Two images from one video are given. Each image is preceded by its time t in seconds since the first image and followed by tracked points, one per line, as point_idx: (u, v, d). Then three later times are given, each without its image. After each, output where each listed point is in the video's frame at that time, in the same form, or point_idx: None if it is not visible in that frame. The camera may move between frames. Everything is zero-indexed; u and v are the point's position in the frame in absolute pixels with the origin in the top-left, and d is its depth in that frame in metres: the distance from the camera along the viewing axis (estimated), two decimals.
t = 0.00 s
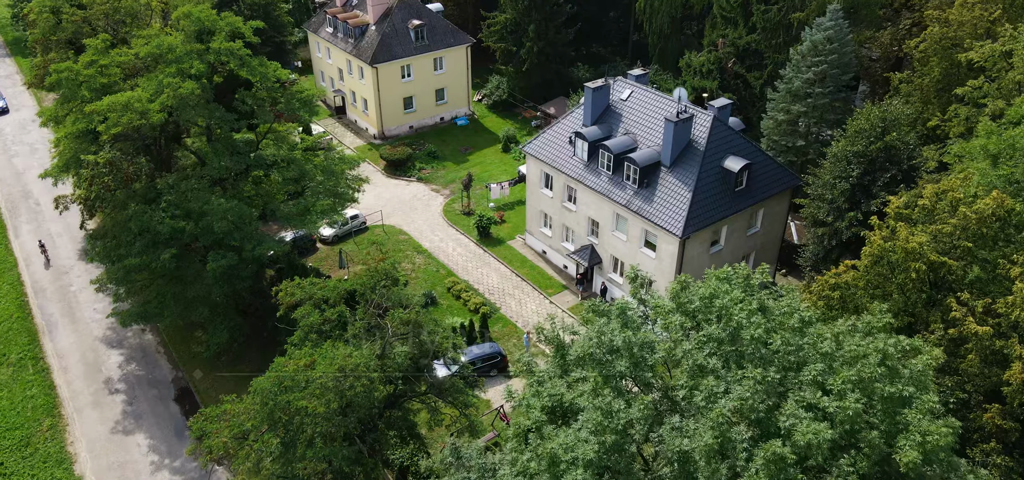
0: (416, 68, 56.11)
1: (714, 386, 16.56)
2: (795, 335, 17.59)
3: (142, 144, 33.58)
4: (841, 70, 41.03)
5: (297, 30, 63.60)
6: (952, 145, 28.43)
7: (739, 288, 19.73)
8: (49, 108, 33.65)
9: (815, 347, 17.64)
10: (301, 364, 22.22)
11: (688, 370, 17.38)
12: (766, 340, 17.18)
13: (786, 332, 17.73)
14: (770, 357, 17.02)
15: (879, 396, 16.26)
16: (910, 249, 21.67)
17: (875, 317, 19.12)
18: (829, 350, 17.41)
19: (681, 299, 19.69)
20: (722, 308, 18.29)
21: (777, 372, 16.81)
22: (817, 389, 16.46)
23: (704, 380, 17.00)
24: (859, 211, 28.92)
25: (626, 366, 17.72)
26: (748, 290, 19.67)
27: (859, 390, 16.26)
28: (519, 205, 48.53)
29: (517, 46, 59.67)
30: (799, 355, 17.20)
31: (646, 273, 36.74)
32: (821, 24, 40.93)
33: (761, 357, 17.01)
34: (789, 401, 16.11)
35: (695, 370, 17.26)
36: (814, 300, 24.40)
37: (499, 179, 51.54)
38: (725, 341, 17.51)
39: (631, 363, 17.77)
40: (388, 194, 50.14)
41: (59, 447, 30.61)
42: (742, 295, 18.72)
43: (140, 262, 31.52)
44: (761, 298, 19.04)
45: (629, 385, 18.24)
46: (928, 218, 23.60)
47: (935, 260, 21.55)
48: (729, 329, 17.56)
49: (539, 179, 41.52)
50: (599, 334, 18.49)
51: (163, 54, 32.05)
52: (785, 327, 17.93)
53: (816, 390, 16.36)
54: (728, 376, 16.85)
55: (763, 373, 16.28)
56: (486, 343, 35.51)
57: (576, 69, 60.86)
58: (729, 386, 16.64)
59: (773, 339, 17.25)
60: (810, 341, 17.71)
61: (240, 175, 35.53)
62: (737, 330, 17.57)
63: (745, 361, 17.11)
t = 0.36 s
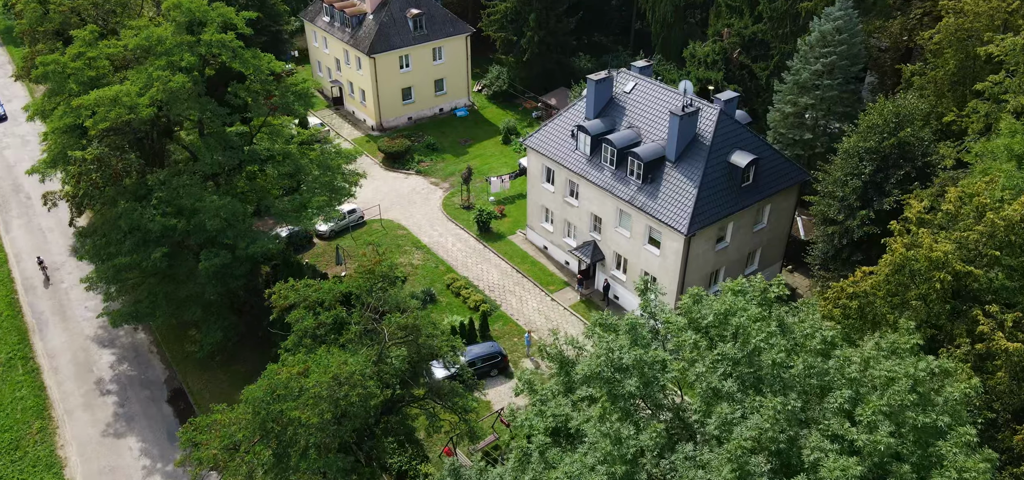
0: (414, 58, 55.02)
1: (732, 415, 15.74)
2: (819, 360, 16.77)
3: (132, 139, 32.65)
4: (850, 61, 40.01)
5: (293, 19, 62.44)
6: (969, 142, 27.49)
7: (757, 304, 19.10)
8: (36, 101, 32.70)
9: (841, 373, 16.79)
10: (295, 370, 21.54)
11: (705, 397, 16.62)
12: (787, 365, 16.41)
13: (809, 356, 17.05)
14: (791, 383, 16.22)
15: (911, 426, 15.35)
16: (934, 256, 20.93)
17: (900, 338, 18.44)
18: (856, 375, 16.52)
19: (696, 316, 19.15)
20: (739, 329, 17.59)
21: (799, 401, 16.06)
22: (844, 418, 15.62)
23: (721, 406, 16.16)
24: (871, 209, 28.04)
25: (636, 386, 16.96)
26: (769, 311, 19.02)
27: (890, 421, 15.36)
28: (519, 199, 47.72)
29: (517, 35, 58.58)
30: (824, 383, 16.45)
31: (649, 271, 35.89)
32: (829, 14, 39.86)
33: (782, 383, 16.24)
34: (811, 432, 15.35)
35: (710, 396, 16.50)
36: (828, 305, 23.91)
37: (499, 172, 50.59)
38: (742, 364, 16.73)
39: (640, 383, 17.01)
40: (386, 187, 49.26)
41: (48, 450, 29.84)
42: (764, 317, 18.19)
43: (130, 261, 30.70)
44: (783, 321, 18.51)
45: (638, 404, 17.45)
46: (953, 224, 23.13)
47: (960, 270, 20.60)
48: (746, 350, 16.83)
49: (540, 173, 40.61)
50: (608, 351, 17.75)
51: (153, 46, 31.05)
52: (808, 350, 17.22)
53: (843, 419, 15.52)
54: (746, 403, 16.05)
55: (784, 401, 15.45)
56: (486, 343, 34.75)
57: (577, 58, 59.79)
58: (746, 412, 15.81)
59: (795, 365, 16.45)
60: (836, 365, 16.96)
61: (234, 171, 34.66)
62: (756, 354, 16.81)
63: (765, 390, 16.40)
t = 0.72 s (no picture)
0: (413, 47, 53.95)
1: (752, 447, 15.11)
2: (844, 389, 16.04)
3: (121, 134, 31.75)
4: (860, 52, 38.98)
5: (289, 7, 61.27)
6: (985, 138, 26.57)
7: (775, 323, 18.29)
8: (22, 96, 31.76)
9: (869, 404, 16.15)
10: (287, 379, 20.83)
11: (722, 427, 16.07)
12: (813, 395, 15.64)
13: (833, 382, 16.31)
14: (817, 414, 15.46)
15: (945, 463, 14.84)
16: (959, 267, 19.98)
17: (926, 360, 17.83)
18: (885, 407, 15.90)
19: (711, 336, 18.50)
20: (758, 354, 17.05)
21: (825, 433, 15.31)
22: (874, 456, 14.90)
23: (739, 437, 15.71)
24: (884, 208, 27.13)
25: (647, 411, 16.72)
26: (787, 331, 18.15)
27: (925, 460, 14.84)
28: (520, 193, 46.84)
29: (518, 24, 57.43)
30: (850, 413, 15.80)
31: (653, 269, 35.06)
32: (839, 4, 38.79)
33: (804, 414, 15.55)
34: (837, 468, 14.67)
35: (729, 426, 15.97)
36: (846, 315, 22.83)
37: (499, 165, 49.66)
38: (760, 390, 16.29)
39: (652, 407, 16.73)
40: (384, 181, 48.34)
41: (38, 454, 29.10)
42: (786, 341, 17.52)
43: (120, 260, 29.91)
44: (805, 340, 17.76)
45: (647, 422, 16.75)
46: (980, 230, 22.12)
47: (989, 282, 19.69)
48: (765, 376, 16.37)
49: (542, 167, 39.69)
50: (618, 373, 17.54)
51: (142, 39, 30.09)
52: (831, 376, 16.50)
53: (872, 455, 14.87)
54: (767, 435, 15.38)
55: (812, 436, 14.71)
56: (487, 343, 34.01)
57: (578, 48, 58.65)
58: (767, 444, 15.22)
59: (821, 395, 15.63)
60: (863, 395, 16.26)
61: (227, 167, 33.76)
62: (777, 384, 16.27)
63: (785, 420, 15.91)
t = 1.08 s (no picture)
0: (412, 37, 52.88)
1: None
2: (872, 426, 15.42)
3: (110, 129, 30.84)
4: (869, 43, 38.00)
5: None
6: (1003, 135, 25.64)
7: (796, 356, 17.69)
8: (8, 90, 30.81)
9: (901, 442, 15.28)
10: (280, 390, 20.09)
11: (740, 464, 15.21)
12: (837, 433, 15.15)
13: (860, 418, 15.76)
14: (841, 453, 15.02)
15: None
16: (988, 281, 19.46)
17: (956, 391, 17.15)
18: (917, 447, 14.99)
19: (728, 361, 17.81)
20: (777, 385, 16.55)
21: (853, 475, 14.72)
22: None
23: (761, 475, 14.84)
24: (897, 207, 26.25)
25: (661, 444, 15.90)
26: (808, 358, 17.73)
27: None
28: (521, 187, 45.97)
29: (518, 13, 56.28)
30: (879, 451, 15.11)
31: (657, 267, 34.24)
32: None
33: (828, 452, 15.07)
34: None
35: (749, 462, 15.12)
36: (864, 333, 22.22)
37: (500, 158, 48.76)
38: (780, 422, 15.61)
39: (665, 439, 15.99)
40: (382, 174, 47.44)
41: (27, 458, 28.38)
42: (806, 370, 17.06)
43: (109, 261, 29.09)
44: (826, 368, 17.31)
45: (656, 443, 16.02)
46: (1009, 240, 21.26)
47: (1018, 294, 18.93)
48: (787, 409, 15.71)
49: (543, 161, 38.79)
50: (628, 402, 16.53)
51: (130, 31, 29.10)
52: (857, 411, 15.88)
53: None
54: (790, 473, 14.70)
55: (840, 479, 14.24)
56: (488, 343, 33.29)
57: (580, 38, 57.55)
58: None
59: (845, 433, 15.19)
60: (893, 432, 15.52)
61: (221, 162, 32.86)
62: (799, 418, 15.62)
63: (807, 458, 15.23)
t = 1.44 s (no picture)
0: (410, 27, 51.87)
1: None
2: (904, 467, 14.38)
3: (98, 125, 29.94)
4: (878, 34, 37.07)
5: None
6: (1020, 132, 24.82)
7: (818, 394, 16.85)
8: None
9: None
10: (272, 402, 19.41)
11: None
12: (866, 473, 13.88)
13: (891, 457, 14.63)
14: None
15: None
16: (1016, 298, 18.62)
17: (994, 428, 16.28)
18: None
19: (744, 388, 16.88)
20: (801, 417, 15.38)
21: None
22: None
23: None
24: (910, 207, 25.43)
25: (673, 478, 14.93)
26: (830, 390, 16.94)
27: None
28: (521, 181, 45.17)
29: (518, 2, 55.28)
30: None
31: (661, 265, 33.47)
32: None
33: None
34: None
35: None
36: (879, 344, 21.64)
37: (500, 150, 47.88)
38: (803, 458, 14.62)
39: (678, 476, 14.91)
40: (380, 167, 46.59)
41: (16, 463, 27.69)
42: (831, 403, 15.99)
43: (99, 260, 28.30)
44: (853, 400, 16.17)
45: (666, 463, 15.34)
46: None
47: None
48: (811, 445, 14.62)
49: (544, 155, 37.93)
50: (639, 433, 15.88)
51: (118, 24, 28.20)
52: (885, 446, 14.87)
53: None
54: None
55: None
56: (488, 342, 32.60)
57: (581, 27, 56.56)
58: None
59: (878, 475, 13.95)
60: (927, 473, 14.40)
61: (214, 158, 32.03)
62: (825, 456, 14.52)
63: None
